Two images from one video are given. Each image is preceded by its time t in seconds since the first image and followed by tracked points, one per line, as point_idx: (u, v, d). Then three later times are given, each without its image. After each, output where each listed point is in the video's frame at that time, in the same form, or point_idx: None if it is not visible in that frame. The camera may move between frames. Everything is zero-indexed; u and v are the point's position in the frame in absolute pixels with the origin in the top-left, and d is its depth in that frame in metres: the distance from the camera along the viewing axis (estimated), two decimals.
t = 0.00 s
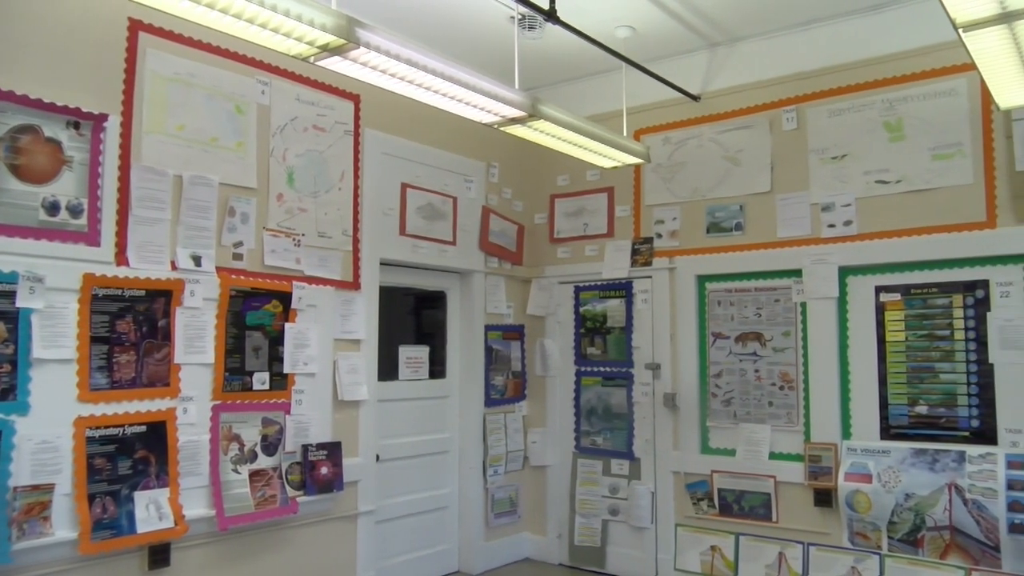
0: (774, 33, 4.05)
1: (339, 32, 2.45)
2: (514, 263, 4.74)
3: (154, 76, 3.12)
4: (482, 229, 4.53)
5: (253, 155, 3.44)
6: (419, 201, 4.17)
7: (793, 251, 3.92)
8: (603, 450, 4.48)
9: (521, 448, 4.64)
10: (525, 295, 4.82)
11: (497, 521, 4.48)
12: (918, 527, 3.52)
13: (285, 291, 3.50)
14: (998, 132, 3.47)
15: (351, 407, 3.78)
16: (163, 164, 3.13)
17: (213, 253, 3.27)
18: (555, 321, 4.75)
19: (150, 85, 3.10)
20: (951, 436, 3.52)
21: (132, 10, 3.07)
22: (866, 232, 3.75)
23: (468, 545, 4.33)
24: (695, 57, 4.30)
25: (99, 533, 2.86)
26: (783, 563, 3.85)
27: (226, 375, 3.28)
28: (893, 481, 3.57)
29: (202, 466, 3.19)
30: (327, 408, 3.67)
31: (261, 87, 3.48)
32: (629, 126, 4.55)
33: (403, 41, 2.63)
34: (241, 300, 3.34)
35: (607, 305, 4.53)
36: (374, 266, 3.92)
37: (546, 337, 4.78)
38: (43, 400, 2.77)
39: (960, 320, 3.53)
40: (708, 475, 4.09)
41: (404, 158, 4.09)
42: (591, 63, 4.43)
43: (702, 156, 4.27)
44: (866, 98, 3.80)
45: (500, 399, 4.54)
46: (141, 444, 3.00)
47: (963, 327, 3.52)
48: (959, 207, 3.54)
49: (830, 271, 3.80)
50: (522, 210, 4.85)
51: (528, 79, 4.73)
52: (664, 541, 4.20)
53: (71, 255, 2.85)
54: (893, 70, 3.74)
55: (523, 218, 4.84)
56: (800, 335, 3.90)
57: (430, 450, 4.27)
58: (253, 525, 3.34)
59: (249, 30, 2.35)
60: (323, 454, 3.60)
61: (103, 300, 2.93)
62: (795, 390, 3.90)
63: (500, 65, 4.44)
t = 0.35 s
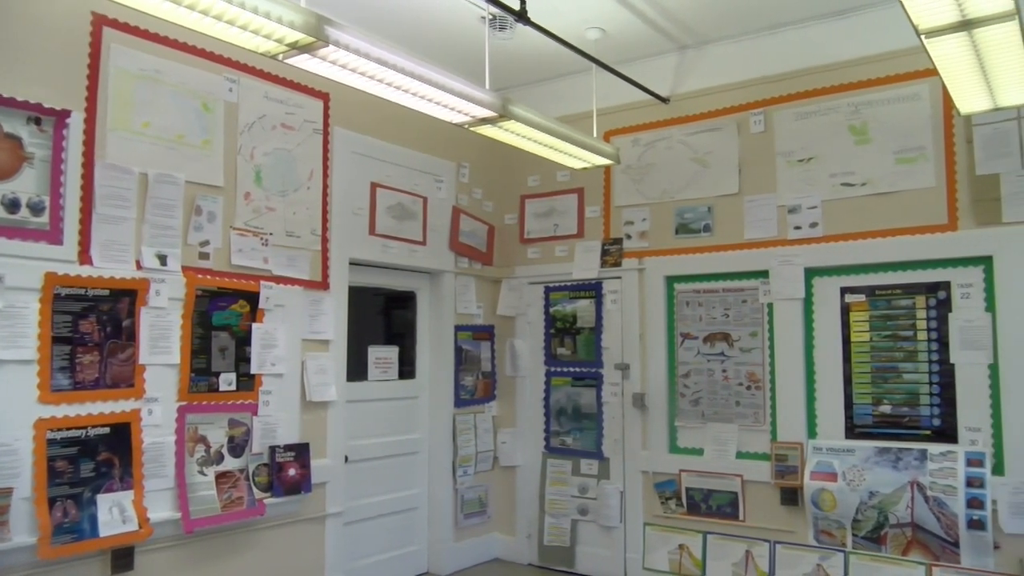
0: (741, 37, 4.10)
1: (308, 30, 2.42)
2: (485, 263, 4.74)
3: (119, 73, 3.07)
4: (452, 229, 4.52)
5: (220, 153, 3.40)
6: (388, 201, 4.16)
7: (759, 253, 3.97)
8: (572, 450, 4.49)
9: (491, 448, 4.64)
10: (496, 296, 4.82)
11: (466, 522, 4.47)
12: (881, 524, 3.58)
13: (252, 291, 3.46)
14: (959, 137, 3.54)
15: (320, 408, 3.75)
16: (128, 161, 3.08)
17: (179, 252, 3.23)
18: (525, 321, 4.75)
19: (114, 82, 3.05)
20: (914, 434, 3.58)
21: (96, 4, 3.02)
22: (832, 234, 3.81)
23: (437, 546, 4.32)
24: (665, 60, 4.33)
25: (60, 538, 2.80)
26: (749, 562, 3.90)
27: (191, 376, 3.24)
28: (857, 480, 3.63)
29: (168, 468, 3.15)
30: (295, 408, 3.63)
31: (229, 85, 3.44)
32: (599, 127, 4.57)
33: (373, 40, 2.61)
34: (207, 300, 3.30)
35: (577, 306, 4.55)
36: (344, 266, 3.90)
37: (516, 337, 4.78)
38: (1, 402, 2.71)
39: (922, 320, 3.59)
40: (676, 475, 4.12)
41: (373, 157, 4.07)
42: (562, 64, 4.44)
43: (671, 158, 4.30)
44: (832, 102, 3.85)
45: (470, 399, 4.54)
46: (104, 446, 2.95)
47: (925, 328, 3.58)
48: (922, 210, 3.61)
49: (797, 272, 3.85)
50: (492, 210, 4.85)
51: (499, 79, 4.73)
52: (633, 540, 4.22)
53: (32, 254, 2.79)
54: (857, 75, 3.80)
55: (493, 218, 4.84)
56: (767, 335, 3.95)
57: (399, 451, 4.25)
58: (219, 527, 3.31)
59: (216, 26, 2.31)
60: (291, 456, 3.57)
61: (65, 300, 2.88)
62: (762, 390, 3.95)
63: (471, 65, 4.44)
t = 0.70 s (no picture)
0: (716, 39, 4.13)
1: (283, 27, 2.40)
2: (461, 263, 4.73)
3: (90, 69, 3.03)
4: (428, 229, 4.51)
5: (194, 151, 3.37)
6: (364, 200, 4.14)
7: (734, 254, 4.00)
8: (548, 450, 4.50)
9: (467, 449, 4.64)
10: (472, 296, 4.81)
11: (442, 523, 4.46)
12: (853, 523, 3.62)
13: (226, 291, 3.43)
14: (930, 140, 3.59)
15: (294, 409, 3.73)
16: (99, 159, 3.04)
17: (152, 251, 3.19)
18: (501, 322, 4.76)
19: (85, 78, 3.01)
20: (886, 433, 3.63)
21: None
22: (805, 235, 3.85)
23: (413, 548, 4.31)
24: (640, 62, 4.36)
25: (28, 542, 2.74)
26: (724, 560, 3.93)
27: (164, 376, 3.21)
28: (830, 479, 3.67)
29: (140, 470, 3.11)
30: (270, 409, 3.61)
31: (202, 83, 3.41)
32: (576, 128, 4.58)
33: (349, 39, 2.60)
34: (181, 300, 3.27)
35: (553, 306, 4.56)
36: (319, 266, 3.87)
37: (492, 338, 4.78)
38: None
39: (894, 321, 3.64)
40: (651, 475, 4.15)
41: (349, 156, 4.06)
42: (538, 65, 4.45)
43: (647, 159, 4.33)
44: (806, 105, 3.89)
45: (446, 400, 4.53)
46: (74, 448, 2.90)
47: (897, 328, 3.63)
48: (893, 212, 3.66)
49: (770, 273, 3.89)
50: (469, 210, 4.85)
51: (475, 80, 4.73)
52: (608, 540, 4.24)
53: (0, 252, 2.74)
54: (831, 78, 3.84)
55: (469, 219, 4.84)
56: (742, 336, 3.98)
57: (374, 452, 4.24)
58: (192, 530, 3.27)
59: (189, 24, 2.29)
60: (265, 457, 3.54)
61: (34, 299, 2.83)
62: (736, 390, 3.98)
63: (447, 65, 4.43)
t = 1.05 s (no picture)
0: (699, 41, 4.15)
1: (265, 26, 2.39)
2: (444, 264, 4.73)
3: (69, 66, 3.00)
4: (412, 229, 4.50)
5: (174, 150, 3.34)
6: (346, 200, 4.13)
7: (716, 254, 4.03)
8: (531, 450, 4.50)
9: (450, 449, 4.63)
10: (455, 296, 4.81)
11: (425, 523, 4.45)
12: (834, 522, 3.64)
13: (207, 290, 3.41)
14: (910, 142, 3.63)
15: (276, 409, 3.71)
16: (79, 157, 3.01)
17: (132, 251, 3.16)
18: (484, 322, 4.76)
19: (64, 75, 2.98)
20: (866, 433, 3.66)
21: None
22: (786, 236, 3.88)
23: (396, 549, 4.30)
24: (624, 63, 4.37)
25: (5, 544, 2.71)
26: (706, 559, 3.94)
27: (144, 377, 3.18)
28: (811, 478, 3.68)
29: (120, 472, 3.08)
30: (251, 410, 3.59)
31: (184, 81, 3.39)
32: (559, 128, 4.59)
33: (331, 37, 2.59)
34: (161, 299, 3.24)
35: (536, 306, 4.56)
36: (301, 266, 3.86)
37: (476, 338, 4.78)
38: None
39: (875, 321, 3.67)
40: (634, 474, 4.16)
41: (332, 156, 4.04)
42: (522, 65, 4.46)
43: (630, 160, 4.34)
44: (787, 106, 3.92)
45: (429, 400, 4.52)
46: (52, 449, 2.87)
47: (877, 328, 3.66)
48: (873, 213, 3.69)
49: (752, 274, 3.92)
50: (452, 210, 4.85)
51: (458, 80, 4.73)
52: (591, 539, 4.25)
53: None
54: (811, 80, 3.87)
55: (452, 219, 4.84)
56: (723, 336, 4.00)
57: (357, 452, 4.22)
58: (173, 531, 3.25)
59: (169, 22, 2.26)
60: (247, 458, 3.52)
61: (12, 299, 2.80)
62: (718, 390, 4.00)
63: (431, 65, 4.43)
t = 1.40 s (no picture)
0: (680, 43, 4.18)
1: (245, 24, 2.37)
2: (426, 264, 4.72)
3: (46, 63, 2.96)
4: (393, 229, 4.49)
5: (154, 149, 3.31)
6: (328, 200, 4.11)
7: (697, 255, 4.05)
8: (513, 450, 4.51)
9: (431, 449, 4.62)
10: (437, 296, 4.81)
11: (407, 524, 4.44)
12: (813, 521, 3.68)
13: (186, 290, 3.38)
14: (889, 144, 3.66)
15: (256, 410, 3.68)
16: (56, 155, 2.98)
17: (110, 250, 3.13)
18: (466, 322, 4.75)
19: (40, 73, 2.95)
20: (845, 433, 3.70)
21: None
22: (766, 237, 3.91)
23: (377, 550, 4.29)
24: (606, 64, 4.39)
25: None
26: (687, 559, 3.96)
27: (123, 377, 3.15)
28: (791, 477, 3.72)
29: (97, 473, 3.05)
30: (231, 411, 3.56)
31: (163, 79, 3.36)
32: (541, 129, 4.60)
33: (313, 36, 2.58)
34: (140, 299, 3.21)
35: (518, 306, 4.56)
36: (282, 266, 3.84)
37: (457, 338, 4.78)
38: None
39: (854, 321, 3.71)
40: (615, 475, 4.17)
41: (313, 155, 4.03)
42: (504, 65, 4.46)
43: (612, 161, 4.36)
44: (768, 108, 3.95)
45: (411, 401, 4.51)
46: (28, 451, 2.83)
47: (856, 329, 3.70)
48: (852, 215, 3.72)
49: (732, 275, 3.94)
50: (434, 210, 4.84)
51: (440, 80, 4.72)
52: (572, 539, 4.26)
53: None
54: (792, 83, 3.90)
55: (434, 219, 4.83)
56: (704, 336, 4.02)
57: (338, 453, 4.20)
58: (152, 533, 3.23)
59: (148, 19, 2.24)
60: (226, 459, 3.50)
61: None
62: (699, 390, 4.02)
63: (413, 65, 4.42)
